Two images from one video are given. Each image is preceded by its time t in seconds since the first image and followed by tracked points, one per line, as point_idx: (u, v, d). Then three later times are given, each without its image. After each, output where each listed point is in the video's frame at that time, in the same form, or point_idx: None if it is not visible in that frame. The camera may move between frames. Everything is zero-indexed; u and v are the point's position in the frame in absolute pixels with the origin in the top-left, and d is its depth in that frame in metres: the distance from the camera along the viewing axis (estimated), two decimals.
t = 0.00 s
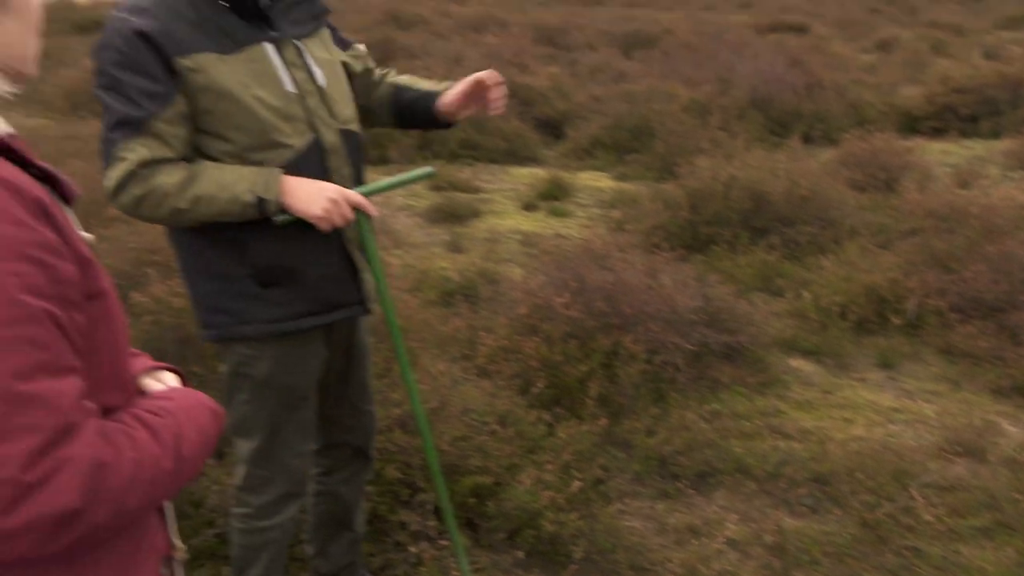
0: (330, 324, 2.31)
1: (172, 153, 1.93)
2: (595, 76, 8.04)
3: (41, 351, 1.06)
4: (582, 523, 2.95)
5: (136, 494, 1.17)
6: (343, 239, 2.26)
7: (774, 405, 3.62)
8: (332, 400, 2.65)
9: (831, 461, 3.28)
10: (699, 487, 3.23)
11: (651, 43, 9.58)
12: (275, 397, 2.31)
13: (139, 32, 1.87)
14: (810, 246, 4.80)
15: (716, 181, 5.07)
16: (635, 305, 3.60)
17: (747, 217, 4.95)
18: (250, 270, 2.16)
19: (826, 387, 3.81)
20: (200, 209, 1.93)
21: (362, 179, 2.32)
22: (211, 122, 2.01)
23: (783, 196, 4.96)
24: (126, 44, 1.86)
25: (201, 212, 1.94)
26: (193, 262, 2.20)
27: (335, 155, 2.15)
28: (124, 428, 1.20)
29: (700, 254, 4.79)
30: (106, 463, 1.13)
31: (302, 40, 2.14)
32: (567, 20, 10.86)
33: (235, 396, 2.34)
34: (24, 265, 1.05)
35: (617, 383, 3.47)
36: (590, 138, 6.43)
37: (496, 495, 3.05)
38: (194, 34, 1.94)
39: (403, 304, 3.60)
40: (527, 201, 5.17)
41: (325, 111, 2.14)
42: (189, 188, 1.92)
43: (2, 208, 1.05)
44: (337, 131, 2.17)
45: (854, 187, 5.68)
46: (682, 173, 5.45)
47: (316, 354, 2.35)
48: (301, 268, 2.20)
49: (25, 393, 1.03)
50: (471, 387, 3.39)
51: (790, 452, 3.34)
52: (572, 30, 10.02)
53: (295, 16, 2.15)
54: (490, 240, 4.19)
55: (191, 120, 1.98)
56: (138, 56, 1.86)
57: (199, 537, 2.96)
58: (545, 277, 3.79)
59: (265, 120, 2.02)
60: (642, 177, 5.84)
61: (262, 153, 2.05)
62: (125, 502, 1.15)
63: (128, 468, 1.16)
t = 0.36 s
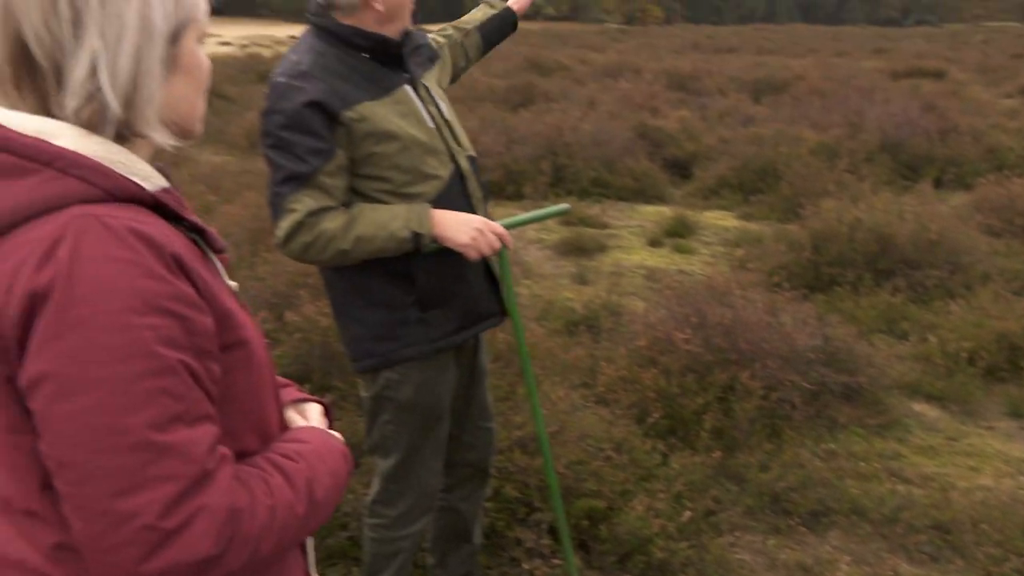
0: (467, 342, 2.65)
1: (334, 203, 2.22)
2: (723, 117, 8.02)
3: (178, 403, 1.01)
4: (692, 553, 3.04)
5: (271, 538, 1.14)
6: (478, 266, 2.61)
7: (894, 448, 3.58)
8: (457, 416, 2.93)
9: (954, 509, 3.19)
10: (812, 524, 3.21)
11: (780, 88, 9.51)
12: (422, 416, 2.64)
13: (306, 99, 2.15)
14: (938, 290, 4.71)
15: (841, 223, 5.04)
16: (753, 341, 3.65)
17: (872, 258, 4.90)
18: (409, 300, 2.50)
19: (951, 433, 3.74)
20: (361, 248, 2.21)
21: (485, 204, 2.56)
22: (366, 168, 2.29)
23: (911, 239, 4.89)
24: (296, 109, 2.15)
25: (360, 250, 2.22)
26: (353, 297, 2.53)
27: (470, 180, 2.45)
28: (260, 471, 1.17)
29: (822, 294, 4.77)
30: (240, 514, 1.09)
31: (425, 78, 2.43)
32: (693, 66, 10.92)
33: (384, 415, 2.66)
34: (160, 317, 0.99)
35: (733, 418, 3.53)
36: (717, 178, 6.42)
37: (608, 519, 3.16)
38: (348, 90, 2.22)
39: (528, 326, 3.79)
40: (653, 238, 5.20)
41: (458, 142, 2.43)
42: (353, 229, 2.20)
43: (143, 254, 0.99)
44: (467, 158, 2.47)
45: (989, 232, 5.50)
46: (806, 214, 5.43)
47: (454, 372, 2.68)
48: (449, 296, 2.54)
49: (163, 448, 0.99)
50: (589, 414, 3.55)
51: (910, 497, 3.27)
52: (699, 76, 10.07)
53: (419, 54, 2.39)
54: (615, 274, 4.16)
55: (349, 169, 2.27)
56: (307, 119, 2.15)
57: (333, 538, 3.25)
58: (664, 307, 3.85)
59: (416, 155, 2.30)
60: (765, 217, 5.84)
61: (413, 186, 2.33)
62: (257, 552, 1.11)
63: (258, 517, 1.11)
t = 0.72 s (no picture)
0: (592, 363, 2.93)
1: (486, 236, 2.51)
2: (864, 167, 7.88)
3: (340, 422, 1.20)
4: None
5: (408, 541, 1.33)
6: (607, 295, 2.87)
7: None
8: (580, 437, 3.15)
9: None
10: None
11: (930, 142, 9.20)
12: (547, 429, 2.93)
13: (460, 142, 2.45)
14: None
15: (984, 280, 4.86)
16: (881, 390, 3.64)
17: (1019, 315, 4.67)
18: (542, 324, 2.82)
19: None
20: (514, 278, 2.47)
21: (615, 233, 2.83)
22: (512, 204, 2.57)
23: None
24: (451, 151, 2.45)
25: (515, 280, 2.48)
26: (492, 319, 2.88)
27: (603, 212, 2.72)
28: (400, 486, 1.37)
29: (961, 349, 4.58)
30: (383, 521, 1.28)
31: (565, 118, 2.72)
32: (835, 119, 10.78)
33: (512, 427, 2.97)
34: (329, 345, 1.18)
35: (857, 466, 3.50)
36: (852, 229, 6.36)
37: (722, 552, 3.20)
38: (497, 133, 2.50)
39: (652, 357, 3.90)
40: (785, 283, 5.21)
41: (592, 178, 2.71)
42: (505, 261, 2.47)
43: (319, 290, 1.19)
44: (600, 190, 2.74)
45: None
46: (948, 269, 5.26)
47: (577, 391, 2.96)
48: (579, 322, 2.83)
49: (326, 460, 1.18)
50: (710, 449, 3.60)
51: None
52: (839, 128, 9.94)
53: (558, 93, 2.65)
54: (747, 315, 4.22)
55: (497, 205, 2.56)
56: (461, 161, 2.45)
57: (458, 543, 3.47)
58: (791, 353, 3.89)
59: (557, 192, 2.58)
60: (906, 269, 5.69)
61: (554, 220, 2.61)
62: (396, 557, 1.31)
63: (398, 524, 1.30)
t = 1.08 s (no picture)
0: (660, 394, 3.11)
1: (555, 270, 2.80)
2: (969, 210, 7.68)
3: (431, 435, 1.33)
4: None
5: (483, 542, 1.47)
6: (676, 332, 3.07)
7: None
8: (656, 462, 3.32)
9: None
10: None
11: None
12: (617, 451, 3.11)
13: (536, 185, 2.75)
14: None
15: None
16: (969, 429, 3.59)
17: None
18: (612, 352, 3.04)
19: None
20: (579, 309, 2.72)
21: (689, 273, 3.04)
22: (582, 242, 2.87)
23: None
24: (527, 193, 2.76)
25: (580, 310, 2.73)
26: (567, 344, 3.13)
27: (676, 252, 2.95)
28: (477, 492, 1.51)
29: None
30: (465, 524, 1.41)
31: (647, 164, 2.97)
32: (949, 165, 10.50)
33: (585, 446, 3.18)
34: (425, 366, 1.31)
35: (941, 502, 3.45)
36: (953, 269, 6.21)
37: None
38: (572, 178, 2.79)
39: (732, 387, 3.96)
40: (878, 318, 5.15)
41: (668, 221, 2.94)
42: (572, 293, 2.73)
43: (419, 317, 1.32)
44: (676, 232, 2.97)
45: None
46: None
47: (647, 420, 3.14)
48: (647, 352, 3.03)
49: (419, 467, 1.31)
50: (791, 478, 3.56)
51: None
52: (951, 175, 9.69)
53: (642, 142, 2.89)
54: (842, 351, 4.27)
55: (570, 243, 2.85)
56: (537, 203, 2.76)
57: (540, 555, 3.55)
58: (881, 391, 3.89)
59: (628, 233, 2.83)
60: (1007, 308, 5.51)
61: (623, 258, 2.87)
62: (472, 556, 1.44)
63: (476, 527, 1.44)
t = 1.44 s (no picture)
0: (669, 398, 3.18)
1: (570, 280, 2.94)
2: (1001, 234, 7.71)
3: (442, 432, 1.49)
4: None
5: (485, 531, 1.62)
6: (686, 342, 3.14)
7: None
8: (666, 465, 3.39)
9: None
10: None
11: None
12: (627, 452, 3.19)
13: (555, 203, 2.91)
14: None
15: None
16: (976, 444, 3.66)
17: None
18: (625, 357, 3.11)
19: None
20: (588, 318, 2.84)
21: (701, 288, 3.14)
22: (598, 256, 3.00)
23: None
24: (547, 208, 2.93)
25: (587, 319, 2.84)
26: (582, 345, 3.21)
27: (687, 269, 3.05)
28: (483, 484, 1.67)
29: None
30: (469, 513, 1.56)
31: (664, 184, 3.09)
32: (986, 191, 10.45)
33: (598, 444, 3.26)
34: (438, 371, 1.48)
35: (944, 512, 3.53)
36: (977, 288, 6.21)
37: None
38: (590, 197, 2.94)
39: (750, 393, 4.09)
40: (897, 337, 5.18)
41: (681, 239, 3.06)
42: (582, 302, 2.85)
43: (434, 327, 1.49)
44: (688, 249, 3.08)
45: None
46: None
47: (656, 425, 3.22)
48: (659, 360, 3.11)
49: (429, 460, 1.47)
50: (799, 484, 3.65)
51: None
52: (988, 203, 9.62)
53: (659, 166, 3.06)
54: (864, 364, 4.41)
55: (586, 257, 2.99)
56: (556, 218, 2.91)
57: (560, 545, 3.64)
58: (893, 404, 4.00)
59: (640, 249, 2.96)
60: None
61: (637, 272, 2.98)
62: (475, 542, 1.60)
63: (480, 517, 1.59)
